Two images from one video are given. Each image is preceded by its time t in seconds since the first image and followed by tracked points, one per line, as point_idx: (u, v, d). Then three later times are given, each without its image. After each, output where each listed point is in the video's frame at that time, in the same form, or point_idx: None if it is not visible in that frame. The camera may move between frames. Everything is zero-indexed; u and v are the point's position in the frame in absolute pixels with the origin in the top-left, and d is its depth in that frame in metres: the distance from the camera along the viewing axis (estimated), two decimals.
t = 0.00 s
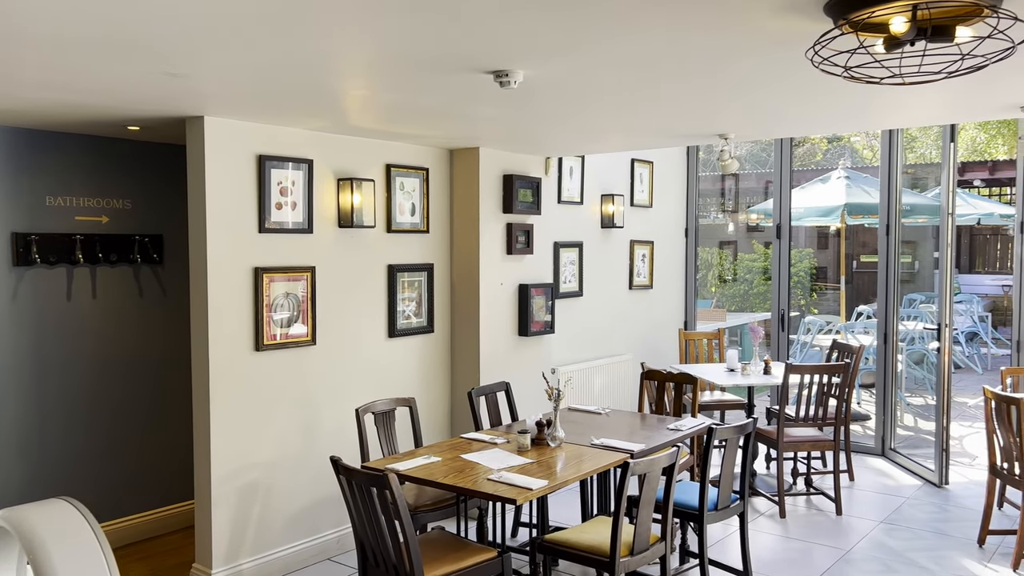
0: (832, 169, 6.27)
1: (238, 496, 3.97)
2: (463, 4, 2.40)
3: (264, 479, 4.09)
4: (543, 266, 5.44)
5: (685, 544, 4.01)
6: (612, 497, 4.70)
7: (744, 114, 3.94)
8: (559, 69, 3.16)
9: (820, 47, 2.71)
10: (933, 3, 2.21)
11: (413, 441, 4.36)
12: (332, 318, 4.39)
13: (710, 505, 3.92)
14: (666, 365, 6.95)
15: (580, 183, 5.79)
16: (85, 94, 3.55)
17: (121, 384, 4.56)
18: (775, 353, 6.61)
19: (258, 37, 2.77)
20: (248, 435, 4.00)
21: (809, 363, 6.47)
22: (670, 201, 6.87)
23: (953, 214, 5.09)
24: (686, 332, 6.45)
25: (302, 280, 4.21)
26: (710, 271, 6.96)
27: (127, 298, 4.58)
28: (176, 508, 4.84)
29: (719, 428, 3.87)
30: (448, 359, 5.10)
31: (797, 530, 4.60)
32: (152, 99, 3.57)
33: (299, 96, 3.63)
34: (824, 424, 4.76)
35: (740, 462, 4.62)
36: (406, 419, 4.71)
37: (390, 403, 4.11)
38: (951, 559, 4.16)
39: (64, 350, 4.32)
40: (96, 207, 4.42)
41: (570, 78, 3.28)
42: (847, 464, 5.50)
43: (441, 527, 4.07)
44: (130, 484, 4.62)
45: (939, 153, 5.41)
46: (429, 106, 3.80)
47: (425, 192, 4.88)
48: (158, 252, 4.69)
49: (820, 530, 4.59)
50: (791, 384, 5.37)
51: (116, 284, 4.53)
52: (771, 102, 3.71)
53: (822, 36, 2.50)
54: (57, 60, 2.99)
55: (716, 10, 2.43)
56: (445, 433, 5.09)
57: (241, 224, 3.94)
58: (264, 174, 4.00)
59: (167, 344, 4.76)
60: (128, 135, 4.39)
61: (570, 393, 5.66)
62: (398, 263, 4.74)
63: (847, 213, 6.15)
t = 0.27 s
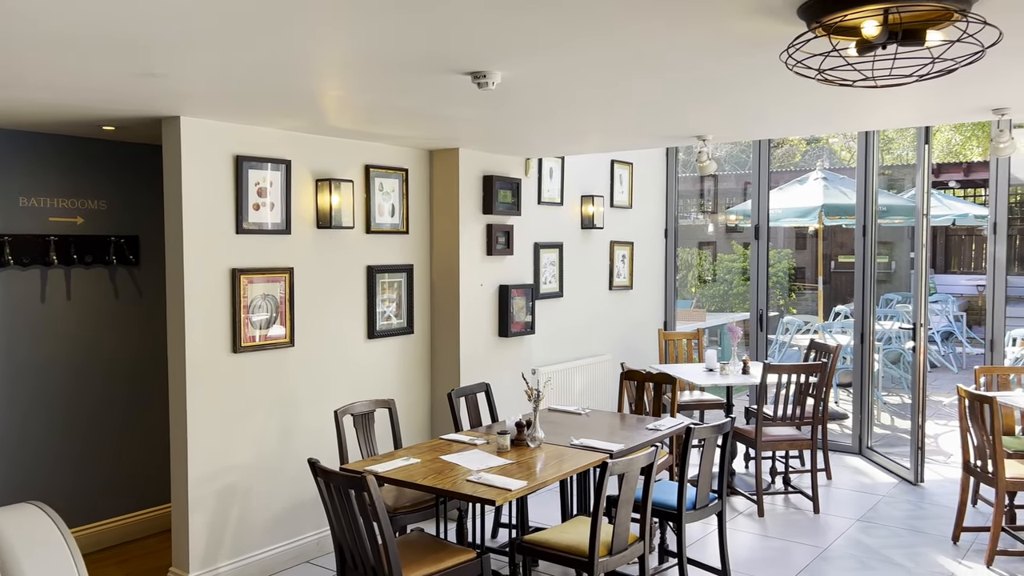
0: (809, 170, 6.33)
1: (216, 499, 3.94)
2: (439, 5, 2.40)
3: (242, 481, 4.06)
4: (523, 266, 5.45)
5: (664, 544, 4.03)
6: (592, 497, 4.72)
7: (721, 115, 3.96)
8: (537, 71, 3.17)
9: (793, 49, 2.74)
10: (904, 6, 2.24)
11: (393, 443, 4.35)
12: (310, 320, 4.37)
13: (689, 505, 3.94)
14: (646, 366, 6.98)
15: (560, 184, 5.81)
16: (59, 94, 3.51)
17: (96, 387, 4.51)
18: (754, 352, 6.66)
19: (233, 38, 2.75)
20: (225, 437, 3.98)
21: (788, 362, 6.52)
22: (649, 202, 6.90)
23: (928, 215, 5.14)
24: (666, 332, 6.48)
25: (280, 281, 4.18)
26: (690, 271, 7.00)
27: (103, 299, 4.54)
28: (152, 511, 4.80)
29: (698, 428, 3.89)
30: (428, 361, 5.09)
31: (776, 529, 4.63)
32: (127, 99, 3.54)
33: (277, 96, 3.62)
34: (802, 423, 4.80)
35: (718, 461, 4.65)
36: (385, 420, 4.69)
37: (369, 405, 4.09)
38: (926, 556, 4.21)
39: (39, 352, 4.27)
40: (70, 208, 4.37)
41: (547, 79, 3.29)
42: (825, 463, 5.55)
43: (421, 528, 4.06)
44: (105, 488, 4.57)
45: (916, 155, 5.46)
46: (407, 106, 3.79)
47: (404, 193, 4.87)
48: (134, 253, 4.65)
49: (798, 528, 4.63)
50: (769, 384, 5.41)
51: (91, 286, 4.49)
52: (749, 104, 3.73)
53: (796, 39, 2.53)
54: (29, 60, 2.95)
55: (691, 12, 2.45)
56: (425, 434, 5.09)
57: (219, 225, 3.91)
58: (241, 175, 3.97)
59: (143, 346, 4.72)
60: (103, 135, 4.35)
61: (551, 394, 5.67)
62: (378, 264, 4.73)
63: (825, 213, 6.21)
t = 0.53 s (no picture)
0: (788, 171, 6.38)
1: (193, 503, 3.91)
2: (415, 6, 2.39)
3: (219, 485, 4.03)
4: (504, 268, 5.45)
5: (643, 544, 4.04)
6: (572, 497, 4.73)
7: (699, 117, 3.99)
8: (515, 72, 3.17)
9: (768, 52, 2.76)
10: (876, 10, 2.26)
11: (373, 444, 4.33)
12: (289, 321, 4.35)
13: (668, 504, 3.95)
14: (626, 366, 7.00)
15: (541, 185, 5.82)
16: (32, 94, 3.47)
17: (71, 390, 4.47)
18: (733, 352, 6.70)
19: (208, 38, 2.73)
20: (202, 440, 3.95)
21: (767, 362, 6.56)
22: (629, 203, 6.93)
23: (904, 216, 5.20)
24: (646, 333, 6.50)
25: (258, 283, 4.16)
26: (670, 272, 7.03)
27: (78, 302, 4.49)
28: (128, 516, 4.75)
29: (677, 428, 3.90)
30: (408, 362, 5.08)
31: (754, 528, 4.67)
32: (102, 99, 3.50)
33: (254, 97, 3.59)
34: (780, 422, 4.84)
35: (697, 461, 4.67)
36: (365, 422, 4.68)
37: (349, 407, 4.08)
38: (902, 553, 4.25)
39: (12, 356, 4.21)
40: (44, 209, 4.32)
41: (525, 81, 3.29)
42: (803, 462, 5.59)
43: (400, 530, 4.05)
44: (80, 492, 4.52)
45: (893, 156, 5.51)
46: (386, 107, 3.79)
47: (384, 194, 4.86)
48: (110, 255, 4.60)
49: (776, 527, 4.66)
50: (748, 384, 5.45)
51: (66, 288, 4.44)
52: (725, 106, 3.75)
53: (770, 42, 2.55)
54: (0, 59, 2.91)
55: (667, 15, 2.46)
56: (405, 436, 5.07)
57: (195, 226, 3.88)
58: (218, 176, 3.95)
59: (119, 349, 4.68)
60: (77, 135, 4.30)
61: (531, 394, 5.68)
62: (357, 265, 4.71)
63: (803, 214, 6.26)
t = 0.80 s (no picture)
0: (767, 173, 6.42)
1: (171, 506, 3.88)
2: (394, 7, 2.39)
3: (198, 488, 4.00)
4: (485, 269, 5.45)
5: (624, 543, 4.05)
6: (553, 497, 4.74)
7: (678, 119, 4.01)
8: (494, 74, 3.17)
9: (746, 54, 2.78)
10: (851, 14, 2.27)
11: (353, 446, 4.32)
12: (269, 323, 4.32)
13: (648, 504, 3.97)
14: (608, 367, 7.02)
15: (522, 186, 5.82)
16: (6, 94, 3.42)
17: (47, 392, 4.42)
18: (714, 352, 6.74)
19: (185, 38, 2.71)
20: (181, 443, 3.92)
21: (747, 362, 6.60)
22: (611, 204, 6.95)
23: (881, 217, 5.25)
24: (628, 333, 6.52)
25: (237, 284, 4.13)
26: (651, 272, 7.06)
27: (55, 303, 4.44)
28: (105, 520, 4.71)
29: (657, 428, 3.92)
30: (390, 364, 5.07)
31: (734, 527, 4.69)
32: (78, 100, 3.46)
33: (233, 98, 3.57)
34: (760, 422, 4.87)
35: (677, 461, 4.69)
36: (345, 424, 4.66)
37: (329, 409, 4.07)
38: (880, 551, 4.29)
39: None
40: (20, 210, 4.27)
41: (505, 82, 3.29)
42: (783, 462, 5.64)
43: (381, 532, 4.05)
44: (56, 496, 4.47)
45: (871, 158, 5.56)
46: (366, 108, 3.78)
47: (365, 195, 4.84)
48: (87, 256, 4.56)
49: (756, 526, 4.70)
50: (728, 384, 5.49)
51: (43, 289, 4.39)
52: (704, 108, 3.77)
53: (747, 44, 2.56)
54: None
55: (645, 17, 2.47)
56: (386, 438, 5.06)
57: (173, 228, 3.85)
58: (196, 176, 3.92)
59: (97, 351, 4.64)
60: (53, 135, 4.25)
61: (513, 395, 5.68)
62: (338, 267, 4.69)
63: (783, 215, 6.31)
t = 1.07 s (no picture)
0: (748, 173, 6.46)
1: (151, 509, 3.85)
2: (374, 7, 2.38)
3: (178, 490, 3.97)
4: (468, 269, 5.45)
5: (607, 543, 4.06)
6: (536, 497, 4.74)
7: (659, 119, 4.03)
8: (475, 74, 3.17)
9: (725, 55, 2.79)
10: (828, 15, 2.28)
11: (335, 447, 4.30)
12: (250, 324, 4.30)
13: (631, 503, 3.98)
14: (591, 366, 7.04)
15: (505, 187, 5.83)
16: None
17: (24, 394, 4.37)
18: (696, 352, 6.77)
19: (163, 37, 2.69)
20: (161, 445, 3.89)
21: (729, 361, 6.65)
22: (593, 204, 6.97)
23: (861, 217, 5.29)
24: (610, 333, 6.54)
25: (217, 285, 4.10)
26: (634, 272, 7.09)
27: (32, 304, 4.40)
28: (84, 523, 4.66)
29: (639, 427, 3.93)
30: (372, 364, 5.06)
31: (716, 525, 4.72)
32: (55, 99, 3.43)
33: (213, 97, 3.55)
34: (741, 421, 4.91)
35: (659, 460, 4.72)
36: (327, 425, 4.64)
37: (310, 409, 4.06)
38: (860, 548, 4.33)
39: None
40: None
41: (486, 82, 3.30)
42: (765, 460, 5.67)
43: (363, 533, 4.03)
44: (33, 499, 4.42)
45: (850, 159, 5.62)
46: (347, 108, 3.76)
47: (347, 195, 4.83)
48: (66, 257, 4.52)
49: (738, 524, 4.73)
50: (710, 383, 5.52)
51: (20, 290, 4.34)
52: (684, 109, 3.80)
53: (726, 45, 2.58)
54: None
55: (625, 18, 2.48)
56: (368, 439, 5.05)
57: (152, 228, 3.82)
58: (175, 176, 3.89)
59: (75, 352, 4.59)
60: (31, 135, 4.21)
61: (495, 395, 5.68)
62: (319, 267, 4.68)
63: (764, 215, 6.36)
